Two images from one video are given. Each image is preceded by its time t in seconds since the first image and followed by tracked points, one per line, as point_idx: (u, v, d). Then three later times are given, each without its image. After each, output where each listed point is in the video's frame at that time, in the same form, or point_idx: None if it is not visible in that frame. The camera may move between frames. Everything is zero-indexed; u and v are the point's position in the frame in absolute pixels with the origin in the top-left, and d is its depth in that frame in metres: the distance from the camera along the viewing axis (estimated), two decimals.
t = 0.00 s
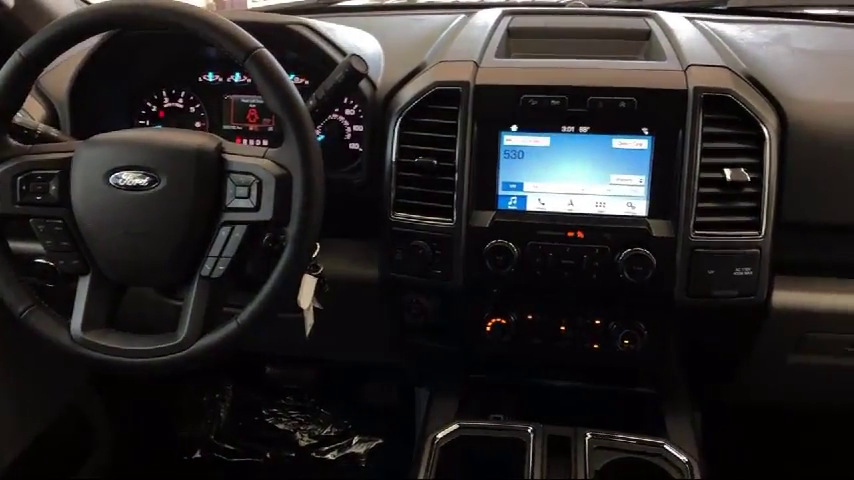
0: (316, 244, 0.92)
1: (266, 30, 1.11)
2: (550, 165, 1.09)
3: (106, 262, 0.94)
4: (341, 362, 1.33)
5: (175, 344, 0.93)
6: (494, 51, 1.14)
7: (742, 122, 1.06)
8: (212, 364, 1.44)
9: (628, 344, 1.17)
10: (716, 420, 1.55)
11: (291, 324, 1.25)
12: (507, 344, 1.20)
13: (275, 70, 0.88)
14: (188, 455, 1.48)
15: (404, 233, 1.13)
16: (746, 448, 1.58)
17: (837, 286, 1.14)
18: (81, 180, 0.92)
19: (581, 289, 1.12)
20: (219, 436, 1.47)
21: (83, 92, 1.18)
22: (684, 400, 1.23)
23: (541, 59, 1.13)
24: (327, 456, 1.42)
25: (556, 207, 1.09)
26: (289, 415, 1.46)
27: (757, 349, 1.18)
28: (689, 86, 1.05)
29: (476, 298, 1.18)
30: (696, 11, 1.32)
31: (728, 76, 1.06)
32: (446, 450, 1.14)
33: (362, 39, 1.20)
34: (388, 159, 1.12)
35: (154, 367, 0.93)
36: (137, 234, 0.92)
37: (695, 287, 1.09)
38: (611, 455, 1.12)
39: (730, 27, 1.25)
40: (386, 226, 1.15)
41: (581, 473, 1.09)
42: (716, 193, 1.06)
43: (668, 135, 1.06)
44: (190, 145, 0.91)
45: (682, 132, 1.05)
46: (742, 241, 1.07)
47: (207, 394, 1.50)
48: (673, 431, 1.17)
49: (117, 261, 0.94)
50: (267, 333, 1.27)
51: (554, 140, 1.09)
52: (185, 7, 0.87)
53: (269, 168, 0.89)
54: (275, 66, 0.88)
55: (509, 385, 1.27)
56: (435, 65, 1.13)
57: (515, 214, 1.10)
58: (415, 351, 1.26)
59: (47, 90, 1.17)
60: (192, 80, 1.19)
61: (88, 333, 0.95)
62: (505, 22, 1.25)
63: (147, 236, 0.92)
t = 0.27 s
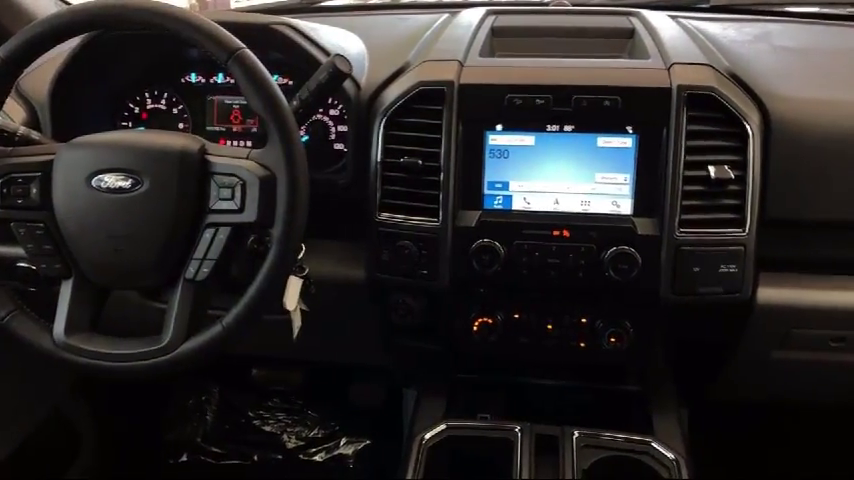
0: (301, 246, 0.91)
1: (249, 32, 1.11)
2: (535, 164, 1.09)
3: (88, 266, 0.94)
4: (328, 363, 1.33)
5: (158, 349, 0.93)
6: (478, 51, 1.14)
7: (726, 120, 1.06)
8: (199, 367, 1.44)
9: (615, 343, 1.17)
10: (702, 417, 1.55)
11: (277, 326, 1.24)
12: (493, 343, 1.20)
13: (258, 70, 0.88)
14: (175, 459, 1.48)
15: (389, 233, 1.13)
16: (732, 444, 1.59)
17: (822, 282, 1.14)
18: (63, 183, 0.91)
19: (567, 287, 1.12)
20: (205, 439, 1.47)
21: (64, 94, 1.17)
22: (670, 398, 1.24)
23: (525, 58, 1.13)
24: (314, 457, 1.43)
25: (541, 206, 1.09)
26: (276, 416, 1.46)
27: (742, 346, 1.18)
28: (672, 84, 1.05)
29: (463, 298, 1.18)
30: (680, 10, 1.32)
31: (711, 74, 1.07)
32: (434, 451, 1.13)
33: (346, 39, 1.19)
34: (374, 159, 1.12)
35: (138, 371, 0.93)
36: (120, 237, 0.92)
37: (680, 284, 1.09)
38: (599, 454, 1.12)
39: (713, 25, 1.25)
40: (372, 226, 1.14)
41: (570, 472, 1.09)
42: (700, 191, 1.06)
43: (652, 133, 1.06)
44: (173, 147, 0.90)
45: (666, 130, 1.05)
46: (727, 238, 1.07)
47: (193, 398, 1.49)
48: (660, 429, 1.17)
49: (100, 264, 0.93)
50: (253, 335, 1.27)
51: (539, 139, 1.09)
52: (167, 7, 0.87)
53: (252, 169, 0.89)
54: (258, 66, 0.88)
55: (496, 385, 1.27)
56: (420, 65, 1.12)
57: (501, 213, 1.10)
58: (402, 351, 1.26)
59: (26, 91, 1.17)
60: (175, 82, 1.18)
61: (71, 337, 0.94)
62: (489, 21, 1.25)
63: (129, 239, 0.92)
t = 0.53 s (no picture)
0: (285, 247, 0.91)
1: (231, 31, 1.10)
2: (521, 163, 1.09)
3: (70, 269, 0.93)
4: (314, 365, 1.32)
5: (142, 352, 0.92)
6: (462, 50, 1.14)
7: (710, 117, 1.06)
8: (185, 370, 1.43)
9: (601, 341, 1.17)
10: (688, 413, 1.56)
11: (263, 328, 1.23)
12: (480, 343, 1.19)
13: (240, 70, 0.87)
14: (161, 462, 1.48)
15: (375, 234, 1.12)
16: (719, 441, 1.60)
17: (807, 279, 1.14)
18: (43, 186, 0.90)
19: (553, 286, 1.12)
20: (191, 442, 1.46)
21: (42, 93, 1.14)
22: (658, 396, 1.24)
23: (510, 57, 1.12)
24: (301, 459, 1.42)
25: (527, 205, 1.09)
26: (263, 419, 1.45)
27: (729, 343, 1.19)
28: (657, 82, 1.05)
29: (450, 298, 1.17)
30: (663, 8, 1.32)
31: (695, 72, 1.07)
32: (421, 453, 1.13)
33: (330, 38, 1.19)
34: (359, 159, 1.11)
35: (122, 375, 0.92)
36: (102, 240, 0.91)
37: (666, 282, 1.09)
38: (587, 453, 1.12)
39: (697, 23, 1.26)
40: (357, 227, 1.14)
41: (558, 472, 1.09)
42: (685, 188, 1.06)
43: (637, 132, 1.06)
44: (155, 148, 0.89)
45: (650, 128, 1.05)
46: (712, 236, 1.07)
47: (179, 401, 1.48)
48: (647, 427, 1.18)
49: (82, 267, 0.92)
50: (239, 337, 1.26)
51: (525, 138, 1.08)
52: (148, 7, 0.86)
53: (235, 170, 0.88)
54: (241, 66, 0.87)
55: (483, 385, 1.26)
56: (404, 64, 1.12)
57: (487, 212, 1.10)
58: (389, 352, 1.25)
59: (6, 92, 1.15)
60: (157, 83, 1.18)
61: (53, 342, 0.93)
62: (474, 20, 1.25)
63: (111, 242, 0.91)
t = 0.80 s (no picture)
0: (269, 249, 0.91)
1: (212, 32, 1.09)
2: (505, 162, 1.09)
3: (51, 273, 0.92)
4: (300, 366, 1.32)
5: (125, 357, 0.92)
6: (446, 49, 1.13)
7: (693, 115, 1.06)
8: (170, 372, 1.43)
9: (587, 339, 1.17)
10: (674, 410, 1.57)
11: (249, 330, 1.23)
12: (466, 343, 1.19)
13: (222, 71, 0.87)
14: (147, 467, 1.44)
15: (360, 235, 1.12)
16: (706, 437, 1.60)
17: (791, 275, 1.15)
18: (24, 189, 0.90)
19: (539, 285, 1.12)
20: (176, 445, 1.44)
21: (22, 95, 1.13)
22: (644, 394, 1.24)
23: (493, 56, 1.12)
24: (289, 461, 1.40)
25: (512, 205, 1.09)
26: (249, 421, 1.44)
27: (714, 341, 1.19)
28: (640, 81, 1.05)
29: (436, 299, 1.17)
30: (646, 6, 1.32)
31: (678, 70, 1.07)
32: (409, 454, 1.13)
33: (312, 38, 1.18)
34: (343, 160, 1.11)
35: (106, 380, 0.92)
36: (83, 244, 0.90)
37: (651, 281, 1.09)
38: (574, 451, 1.12)
39: (680, 22, 1.26)
40: (342, 228, 1.13)
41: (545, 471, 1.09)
42: (669, 187, 1.07)
43: (621, 130, 1.06)
44: (137, 151, 0.89)
45: (634, 126, 1.05)
46: (696, 234, 1.08)
47: (164, 404, 1.48)
48: (634, 425, 1.18)
49: (63, 271, 0.91)
50: (224, 340, 1.25)
51: (509, 137, 1.08)
52: (128, 8, 0.86)
53: (217, 172, 0.88)
54: (222, 67, 0.87)
55: (470, 385, 1.26)
56: (387, 64, 1.11)
57: (473, 212, 1.09)
58: (375, 353, 1.25)
59: None
60: (139, 85, 1.17)
61: (36, 347, 0.93)
62: (457, 19, 1.24)
63: (93, 245, 0.90)
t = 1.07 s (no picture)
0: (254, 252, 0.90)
1: (195, 34, 1.09)
2: (490, 162, 1.09)
3: (32, 277, 0.91)
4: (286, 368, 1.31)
5: (108, 362, 0.91)
6: (430, 49, 1.13)
7: (676, 114, 1.06)
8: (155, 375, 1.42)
9: (573, 338, 1.17)
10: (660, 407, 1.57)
11: (234, 332, 1.22)
12: (453, 343, 1.19)
13: (203, 72, 0.86)
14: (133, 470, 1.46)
15: (345, 236, 1.12)
16: (692, 433, 1.61)
17: (776, 272, 1.15)
18: (6, 193, 0.90)
19: (524, 284, 1.12)
20: (161, 449, 1.44)
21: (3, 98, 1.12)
22: (630, 392, 1.24)
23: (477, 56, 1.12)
24: (276, 464, 1.39)
25: (497, 204, 1.09)
26: (236, 424, 1.43)
27: (700, 338, 1.19)
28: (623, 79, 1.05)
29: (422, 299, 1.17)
30: (629, 4, 1.33)
31: (661, 68, 1.07)
32: (396, 455, 1.12)
33: (295, 38, 1.18)
34: (327, 160, 1.11)
35: (88, 385, 0.91)
36: (64, 248, 0.90)
37: (636, 279, 1.10)
38: (561, 450, 1.12)
39: (662, 20, 1.26)
40: (327, 229, 1.13)
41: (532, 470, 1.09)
42: (653, 185, 1.07)
43: (605, 129, 1.06)
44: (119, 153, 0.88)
45: (618, 125, 1.05)
46: (680, 232, 1.08)
47: (150, 407, 1.48)
48: (621, 424, 1.18)
49: (45, 275, 0.91)
50: (210, 342, 1.24)
51: (494, 137, 1.08)
52: (108, 10, 0.85)
53: (200, 174, 0.88)
54: (204, 68, 0.86)
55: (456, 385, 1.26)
56: (371, 64, 1.11)
57: (458, 212, 1.09)
58: (361, 354, 1.25)
59: None
60: (121, 87, 1.16)
61: (17, 352, 0.92)
62: (441, 19, 1.24)
63: (74, 249, 0.90)
